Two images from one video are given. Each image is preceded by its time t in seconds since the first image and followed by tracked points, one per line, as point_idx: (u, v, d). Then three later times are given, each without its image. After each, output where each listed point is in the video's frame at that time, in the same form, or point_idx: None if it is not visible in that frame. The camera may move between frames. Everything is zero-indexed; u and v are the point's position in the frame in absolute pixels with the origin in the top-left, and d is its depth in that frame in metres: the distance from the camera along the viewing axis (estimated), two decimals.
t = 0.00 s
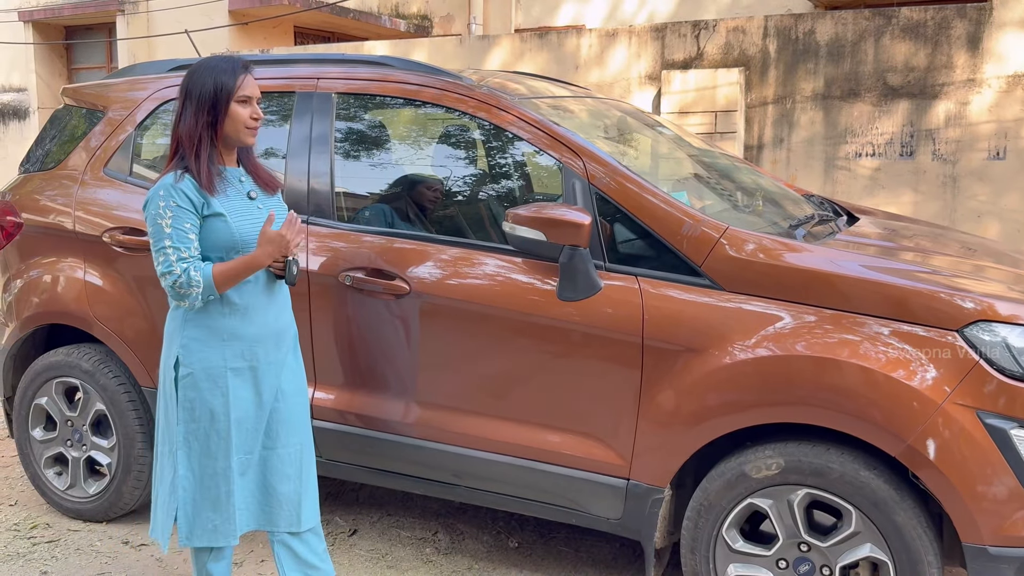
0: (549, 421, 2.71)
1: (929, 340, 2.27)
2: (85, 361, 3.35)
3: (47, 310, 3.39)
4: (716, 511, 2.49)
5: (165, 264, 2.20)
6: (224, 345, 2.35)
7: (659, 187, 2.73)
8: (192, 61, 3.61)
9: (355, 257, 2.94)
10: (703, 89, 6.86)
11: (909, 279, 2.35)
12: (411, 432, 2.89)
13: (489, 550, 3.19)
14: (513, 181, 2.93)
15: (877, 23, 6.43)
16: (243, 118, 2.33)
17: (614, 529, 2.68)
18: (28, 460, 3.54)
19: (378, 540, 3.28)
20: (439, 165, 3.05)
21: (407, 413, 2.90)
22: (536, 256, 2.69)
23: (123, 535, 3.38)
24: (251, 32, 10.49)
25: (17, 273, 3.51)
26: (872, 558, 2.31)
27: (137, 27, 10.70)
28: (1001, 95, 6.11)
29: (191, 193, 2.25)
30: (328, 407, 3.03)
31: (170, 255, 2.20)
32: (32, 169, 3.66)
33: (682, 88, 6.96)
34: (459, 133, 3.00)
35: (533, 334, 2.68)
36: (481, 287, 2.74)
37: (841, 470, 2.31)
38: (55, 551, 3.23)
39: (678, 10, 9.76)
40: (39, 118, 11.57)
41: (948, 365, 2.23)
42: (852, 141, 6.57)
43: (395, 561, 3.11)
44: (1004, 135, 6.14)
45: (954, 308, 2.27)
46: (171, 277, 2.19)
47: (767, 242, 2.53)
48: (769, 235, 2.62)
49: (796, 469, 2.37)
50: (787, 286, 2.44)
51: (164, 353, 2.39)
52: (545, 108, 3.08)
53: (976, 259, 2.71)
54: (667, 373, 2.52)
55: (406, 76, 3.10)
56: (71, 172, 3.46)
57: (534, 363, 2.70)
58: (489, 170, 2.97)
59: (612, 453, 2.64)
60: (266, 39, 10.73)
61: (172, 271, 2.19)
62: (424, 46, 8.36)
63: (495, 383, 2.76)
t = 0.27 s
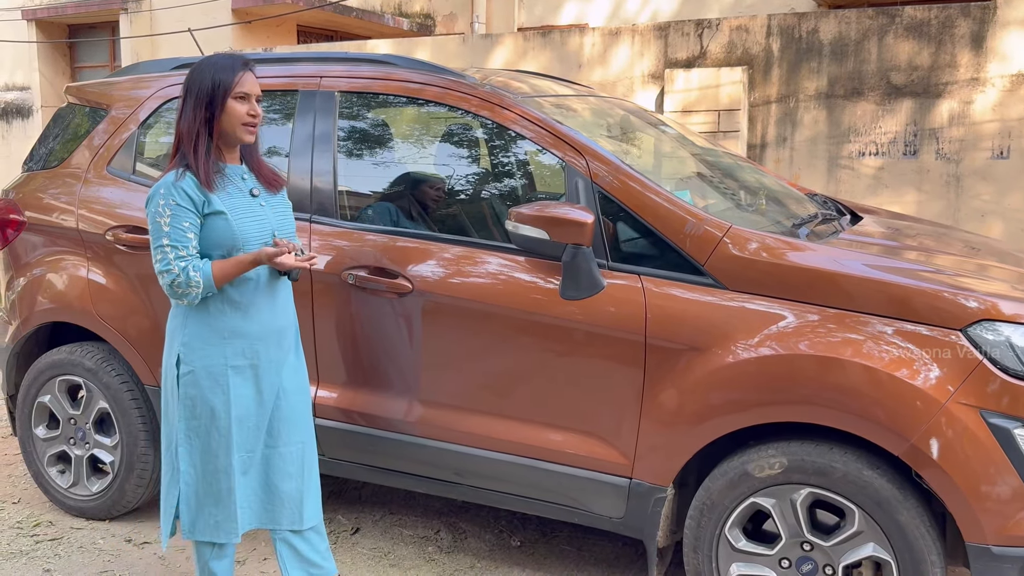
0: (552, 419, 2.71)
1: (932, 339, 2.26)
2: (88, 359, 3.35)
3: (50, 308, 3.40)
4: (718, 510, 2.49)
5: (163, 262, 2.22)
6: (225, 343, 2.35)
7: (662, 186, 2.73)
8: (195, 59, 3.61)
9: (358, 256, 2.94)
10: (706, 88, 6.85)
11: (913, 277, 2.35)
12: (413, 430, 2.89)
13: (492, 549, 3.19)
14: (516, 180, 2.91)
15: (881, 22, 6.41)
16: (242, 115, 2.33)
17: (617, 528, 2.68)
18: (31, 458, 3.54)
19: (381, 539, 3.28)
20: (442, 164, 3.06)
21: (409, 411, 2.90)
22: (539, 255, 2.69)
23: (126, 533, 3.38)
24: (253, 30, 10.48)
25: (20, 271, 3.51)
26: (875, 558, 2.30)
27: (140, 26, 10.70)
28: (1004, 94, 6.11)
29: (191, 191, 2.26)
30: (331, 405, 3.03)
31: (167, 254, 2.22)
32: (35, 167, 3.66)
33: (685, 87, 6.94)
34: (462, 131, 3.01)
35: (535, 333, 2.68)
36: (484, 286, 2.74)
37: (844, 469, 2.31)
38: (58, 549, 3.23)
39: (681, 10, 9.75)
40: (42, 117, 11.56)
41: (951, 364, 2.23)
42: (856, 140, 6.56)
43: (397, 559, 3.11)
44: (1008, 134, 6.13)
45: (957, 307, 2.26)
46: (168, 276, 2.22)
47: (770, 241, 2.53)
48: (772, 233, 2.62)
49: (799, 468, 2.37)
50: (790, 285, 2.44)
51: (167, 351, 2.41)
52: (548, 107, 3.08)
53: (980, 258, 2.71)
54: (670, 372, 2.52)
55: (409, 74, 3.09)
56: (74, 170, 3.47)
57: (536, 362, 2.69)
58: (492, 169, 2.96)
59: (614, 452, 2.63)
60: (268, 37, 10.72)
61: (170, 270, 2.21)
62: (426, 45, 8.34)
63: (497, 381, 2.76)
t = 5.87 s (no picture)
0: (583, 419, 2.69)
1: (974, 348, 2.22)
2: (127, 346, 3.39)
3: (91, 295, 3.45)
4: (750, 515, 2.46)
5: (167, 250, 2.29)
6: (236, 335, 2.38)
7: (700, 186, 2.70)
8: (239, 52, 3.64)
9: (394, 250, 2.95)
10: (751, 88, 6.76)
11: (956, 284, 2.30)
12: (444, 425, 2.89)
13: (520, 546, 3.19)
14: (555, 177, 2.90)
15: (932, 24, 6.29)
16: (250, 112, 2.33)
17: (646, 530, 2.66)
18: (70, 442, 3.60)
19: (410, 533, 3.28)
20: (480, 160, 3.03)
21: (441, 407, 2.90)
22: (574, 253, 2.68)
23: (159, 519, 3.42)
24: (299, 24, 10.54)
25: (63, 257, 3.57)
26: (908, 569, 2.26)
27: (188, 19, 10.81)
28: None
29: (205, 183, 2.31)
30: (364, 398, 3.04)
31: (172, 243, 2.28)
32: (81, 155, 3.71)
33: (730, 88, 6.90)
34: (502, 128, 2.98)
35: (569, 331, 2.67)
36: (519, 283, 2.73)
37: (879, 477, 2.27)
38: (93, 533, 3.28)
39: (727, 9, 9.64)
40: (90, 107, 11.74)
41: (992, 374, 2.18)
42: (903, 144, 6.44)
43: (425, 553, 3.12)
44: None
45: (1000, 316, 2.21)
46: (169, 263, 2.28)
47: (809, 243, 2.49)
48: (812, 236, 2.58)
49: (833, 475, 2.33)
50: (829, 289, 2.40)
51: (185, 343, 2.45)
52: (588, 104, 3.06)
53: None
54: (703, 374, 2.49)
55: (449, 70, 3.09)
56: (118, 159, 3.51)
57: (569, 361, 2.68)
58: (531, 166, 2.94)
59: (645, 454, 2.61)
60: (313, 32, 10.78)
61: (171, 258, 2.27)
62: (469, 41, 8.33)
63: (530, 379, 2.75)
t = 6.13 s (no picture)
0: (586, 419, 2.69)
1: (977, 349, 2.21)
2: (132, 344, 3.40)
3: (97, 293, 3.46)
4: (752, 516, 2.46)
5: (174, 250, 2.28)
6: (242, 334, 2.38)
7: (704, 187, 2.70)
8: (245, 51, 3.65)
9: (398, 250, 2.95)
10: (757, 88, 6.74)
11: (960, 285, 2.30)
12: (447, 425, 2.89)
13: (523, 546, 3.19)
14: (559, 177, 2.89)
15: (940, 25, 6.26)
16: (271, 113, 2.35)
17: (648, 530, 2.66)
18: (75, 439, 3.61)
19: (413, 532, 3.29)
20: (485, 160, 3.04)
21: (444, 406, 2.90)
22: (577, 253, 2.68)
23: (163, 517, 3.43)
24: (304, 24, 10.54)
25: (69, 255, 3.58)
26: (911, 570, 2.26)
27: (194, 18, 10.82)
28: None
29: (212, 184, 2.31)
30: (367, 397, 3.04)
31: (180, 242, 2.27)
32: (87, 154, 3.72)
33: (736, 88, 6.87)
34: (507, 128, 2.99)
35: (573, 331, 2.67)
36: (523, 283, 2.73)
37: (881, 478, 2.27)
38: (97, 530, 3.29)
39: (733, 9, 9.62)
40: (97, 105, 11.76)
41: (995, 376, 2.17)
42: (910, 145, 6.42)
43: (428, 552, 3.12)
44: None
45: (1004, 318, 2.21)
46: (175, 263, 2.27)
47: (812, 244, 2.49)
48: (816, 237, 2.57)
49: (836, 476, 2.32)
50: (833, 290, 2.40)
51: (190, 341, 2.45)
52: (593, 105, 3.06)
53: None
54: (706, 374, 2.49)
55: (454, 70, 3.09)
56: (124, 158, 3.52)
57: (573, 361, 2.68)
58: (536, 165, 2.93)
59: (648, 454, 2.61)
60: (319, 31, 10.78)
61: (179, 257, 2.27)
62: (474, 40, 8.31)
63: (534, 379, 2.75)
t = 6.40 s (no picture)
0: (591, 418, 2.69)
1: (983, 351, 2.20)
2: (139, 340, 3.42)
3: (105, 289, 3.48)
4: (756, 516, 2.45)
5: (186, 247, 2.28)
6: (252, 330, 2.40)
7: (711, 187, 2.69)
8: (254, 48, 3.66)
9: (404, 247, 2.96)
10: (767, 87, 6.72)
11: (967, 286, 2.29)
12: (452, 422, 2.90)
13: (527, 544, 3.19)
14: (568, 176, 2.89)
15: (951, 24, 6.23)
16: (295, 117, 2.38)
17: (652, 529, 2.66)
18: (83, 435, 3.63)
19: (418, 529, 3.29)
20: (494, 159, 3.02)
21: (450, 404, 2.91)
22: (582, 252, 2.68)
23: (170, 512, 3.45)
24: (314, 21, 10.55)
25: (78, 251, 3.60)
26: (914, 572, 2.25)
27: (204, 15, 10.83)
28: None
29: (222, 182, 2.31)
30: (373, 394, 3.05)
31: (192, 240, 2.28)
32: (97, 150, 3.74)
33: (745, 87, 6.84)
34: (516, 126, 2.97)
35: (578, 330, 2.67)
36: (528, 282, 2.74)
37: (886, 479, 2.26)
38: (104, 525, 3.31)
39: (744, 8, 9.59)
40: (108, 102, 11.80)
41: (1001, 378, 2.16)
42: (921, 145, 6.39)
43: (433, 550, 3.12)
44: None
45: (1010, 319, 2.20)
46: (189, 261, 2.28)
47: (818, 243, 2.49)
48: (822, 237, 2.57)
49: (840, 477, 2.32)
50: (839, 290, 2.39)
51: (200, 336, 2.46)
52: (601, 103, 3.06)
53: None
54: (711, 374, 2.49)
55: (463, 68, 3.09)
56: (133, 155, 3.53)
57: (578, 360, 2.68)
58: (544, 164, 2.93)
59: (652, 453, 2.61)
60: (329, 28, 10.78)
61: (192, 256, 2.27)
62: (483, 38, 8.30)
63: (539, 378, 2.76)
